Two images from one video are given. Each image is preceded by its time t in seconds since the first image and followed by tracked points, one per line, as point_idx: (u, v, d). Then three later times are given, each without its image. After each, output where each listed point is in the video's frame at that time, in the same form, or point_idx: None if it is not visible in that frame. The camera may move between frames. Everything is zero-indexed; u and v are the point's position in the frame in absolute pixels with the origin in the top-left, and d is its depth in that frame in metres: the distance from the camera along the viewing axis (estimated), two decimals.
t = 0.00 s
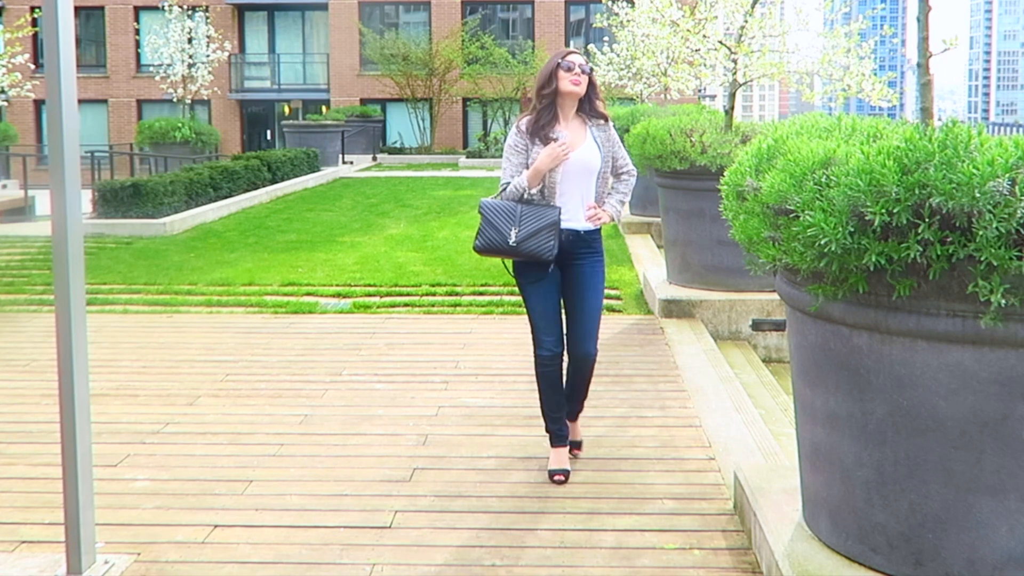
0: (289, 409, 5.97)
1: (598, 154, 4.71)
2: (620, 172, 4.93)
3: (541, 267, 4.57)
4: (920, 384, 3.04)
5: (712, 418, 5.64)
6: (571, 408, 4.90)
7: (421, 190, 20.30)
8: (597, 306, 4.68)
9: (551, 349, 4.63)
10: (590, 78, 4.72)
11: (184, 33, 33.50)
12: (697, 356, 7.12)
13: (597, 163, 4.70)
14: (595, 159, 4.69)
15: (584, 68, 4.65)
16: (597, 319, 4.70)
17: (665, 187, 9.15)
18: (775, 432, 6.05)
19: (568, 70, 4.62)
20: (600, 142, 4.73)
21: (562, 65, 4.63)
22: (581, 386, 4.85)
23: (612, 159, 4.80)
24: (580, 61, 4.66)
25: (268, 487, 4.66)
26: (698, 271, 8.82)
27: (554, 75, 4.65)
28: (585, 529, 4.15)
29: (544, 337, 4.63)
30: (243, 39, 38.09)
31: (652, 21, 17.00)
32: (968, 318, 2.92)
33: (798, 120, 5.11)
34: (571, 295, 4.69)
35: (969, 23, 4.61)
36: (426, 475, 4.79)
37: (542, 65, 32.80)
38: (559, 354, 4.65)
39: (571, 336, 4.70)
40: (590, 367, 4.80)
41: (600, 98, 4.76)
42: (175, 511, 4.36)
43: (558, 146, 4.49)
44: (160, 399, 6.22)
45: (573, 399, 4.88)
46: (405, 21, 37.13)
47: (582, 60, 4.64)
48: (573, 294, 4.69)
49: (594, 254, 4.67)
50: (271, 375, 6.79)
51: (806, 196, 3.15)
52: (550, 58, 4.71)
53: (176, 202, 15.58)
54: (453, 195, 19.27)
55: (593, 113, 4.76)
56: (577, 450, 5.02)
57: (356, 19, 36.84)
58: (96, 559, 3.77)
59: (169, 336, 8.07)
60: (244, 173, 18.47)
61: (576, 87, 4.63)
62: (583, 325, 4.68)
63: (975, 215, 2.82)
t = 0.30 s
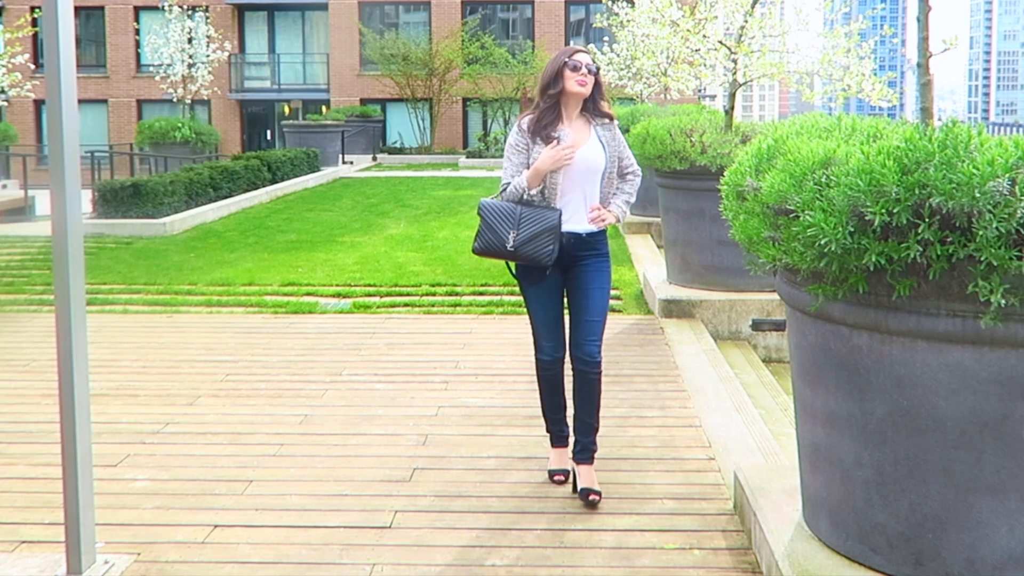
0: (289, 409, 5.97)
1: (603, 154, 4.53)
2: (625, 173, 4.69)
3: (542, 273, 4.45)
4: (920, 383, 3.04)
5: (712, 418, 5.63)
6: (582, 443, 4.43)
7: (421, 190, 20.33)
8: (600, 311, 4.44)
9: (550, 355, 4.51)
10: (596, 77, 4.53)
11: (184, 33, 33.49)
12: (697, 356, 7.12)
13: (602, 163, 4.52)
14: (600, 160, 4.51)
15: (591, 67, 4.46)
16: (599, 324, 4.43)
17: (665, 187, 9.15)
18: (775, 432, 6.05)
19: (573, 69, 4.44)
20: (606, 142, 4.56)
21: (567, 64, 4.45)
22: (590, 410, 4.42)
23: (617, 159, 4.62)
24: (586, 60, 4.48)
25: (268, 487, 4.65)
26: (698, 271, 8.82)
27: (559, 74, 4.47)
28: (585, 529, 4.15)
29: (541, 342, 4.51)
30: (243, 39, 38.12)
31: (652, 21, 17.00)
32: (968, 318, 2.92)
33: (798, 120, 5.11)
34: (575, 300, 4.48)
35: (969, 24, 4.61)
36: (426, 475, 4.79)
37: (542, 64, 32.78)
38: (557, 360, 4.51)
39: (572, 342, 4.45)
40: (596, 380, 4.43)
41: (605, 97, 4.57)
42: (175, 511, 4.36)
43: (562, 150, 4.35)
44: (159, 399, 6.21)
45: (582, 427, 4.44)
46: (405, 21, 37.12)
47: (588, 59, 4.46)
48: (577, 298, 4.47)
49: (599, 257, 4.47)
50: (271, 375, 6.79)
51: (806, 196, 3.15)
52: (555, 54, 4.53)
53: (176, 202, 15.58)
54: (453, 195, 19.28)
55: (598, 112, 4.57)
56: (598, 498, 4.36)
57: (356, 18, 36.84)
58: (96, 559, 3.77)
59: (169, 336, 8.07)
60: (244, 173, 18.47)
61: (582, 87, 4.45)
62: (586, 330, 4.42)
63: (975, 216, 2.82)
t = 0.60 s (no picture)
0: (289, 409, 5.97)
1: (611, 161, 4.42)
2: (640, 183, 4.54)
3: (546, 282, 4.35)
4: (920, 383, 3.04)
5: (712, 418, 5.63)
6: (573, 457, 4.27)
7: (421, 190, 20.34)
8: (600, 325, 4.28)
9: (554, 367, 4.45)
10: (606, 81, 4.44)
11: (184, 33, 33.46)
12: (697, 356, 7.12)
13: (609, 170, 4.41)
14: (606, 166, 4.40)
15: (600, 70, 4.38)
16: (599, 339, 4.27)
17: (665, 187, 9.16)
18: (775, 432, 6.05)
19: (581, 71, 4.37)
20: (615, 148, 4.44)
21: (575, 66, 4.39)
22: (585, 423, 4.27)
23: (629, 165, 4.50)
24: (596, 62, 4.40)
25: (268, 487, 4.66)
26: (698, 271, 8.82)
27: (567, 77, 4.40)
28: (585, 529, 4.15)
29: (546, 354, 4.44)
30: (243, 39, 38.10)
31: (652, 21, 17.00)
32: (968, 318, 2.92)
33: (798, 120, 5.11)
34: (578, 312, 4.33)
35: (969, 24, 4.62)
36: (425, 475, 4.79)
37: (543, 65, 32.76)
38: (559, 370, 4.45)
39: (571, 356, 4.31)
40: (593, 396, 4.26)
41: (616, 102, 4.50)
42: (175, 511, 4.36)
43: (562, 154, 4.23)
44: (159, 399, 6.21)
45: (574, 440, 4.28)
46: (405, 21, 37.11)
47: (597, 62, 4.38)
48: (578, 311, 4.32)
49: (602, 267, 4.33)
50: (270, 375, 6.79)
51: (806, 196, 3.15)
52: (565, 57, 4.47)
53: (177, 202, 15.58)
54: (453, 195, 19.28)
55: (608, 117, 4.48)
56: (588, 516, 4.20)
57: (356, 18, 36.83)
58: (96, 559, 3.77)
59: (169, 336, 8.07)
60: (244, 173, 18.47)
61: (589, 90, 4.37)
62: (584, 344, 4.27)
63: (975, 216, 2.82)
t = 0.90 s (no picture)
0: (289, 409, 5.97)
1: (623, 159, 4.26)
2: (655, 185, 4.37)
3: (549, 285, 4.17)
4: (919, 383, 3.04)
5: (712, 418, 5.64)
6: (578, 459, 4.26)
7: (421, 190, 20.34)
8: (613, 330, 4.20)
9: (559, 382, 4.24)
10: (618, 78, 4.29)
11: (184, 33, 33.45)
12: (697, 356, 7.12)
13: (620, 169, 4.24)
14: (617, 165, 4.23)
15: (613, 67, 4.23)
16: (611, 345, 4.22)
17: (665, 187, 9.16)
18: (775, 432, 6.05)
19: (592, 67, 4.22)
20: (627, 147, 4.29)
21: (586, 61, 4.23)
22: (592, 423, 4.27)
23: (642, 165, 4.33)
24: (609, 59, 4.25)
25: (268, 487, 4.65)
26: (698, 271, 8.82)
27: (580, 73, 4.24)
28: (585, 529, 4.15)
29: (550, 368, 4.23)
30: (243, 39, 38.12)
31: (652, 21, 17.00)
32: (968, 318, 2.92)
33: (799, 120, 5.12)
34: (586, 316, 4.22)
35: (969, 23, 4.62)
36: (425, 475, 4.79)
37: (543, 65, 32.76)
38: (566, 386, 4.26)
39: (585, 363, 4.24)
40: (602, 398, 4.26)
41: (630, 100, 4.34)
42: (175, 511, 4.36)
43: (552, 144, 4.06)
44: (159, 399, 6.21)
45: (579, 442, 4.28)
46: (405, 21, 37.09)
47: (610, 59, 4.23)
48: (588, 316, 4.22)
49: (615, 271, 4.18)
50: (270, 375, 6.79)
51: (806, 196, 3.15)
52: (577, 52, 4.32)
53: (176, 202, 15.58)
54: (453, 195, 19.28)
55: (619, 116, 4.33)
56: (590, 516, 4.22)
57: (356, 18, 36.84)
58: (96, 559, 3.77)
59: (169, 336, 8.07)
60: (244, 173, 18.47)
61: (603, 88, 4.21)
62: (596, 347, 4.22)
63: (974, 216, 2.82)
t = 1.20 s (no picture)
0: (289, 409, 5.97)
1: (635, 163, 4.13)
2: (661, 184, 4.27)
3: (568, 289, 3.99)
4: (920, 383, 3.04)
5: (712, 417, 5.64)
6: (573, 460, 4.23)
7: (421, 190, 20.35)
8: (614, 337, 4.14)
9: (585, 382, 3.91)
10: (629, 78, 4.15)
11: (184, 33, 33.44)
12: (697, 356, 7.12)
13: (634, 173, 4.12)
14: (630, 169, 4.10)
15: (626, 68, 4.10)
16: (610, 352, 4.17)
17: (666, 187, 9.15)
18: (775, 432, 6.05)
19: (609, 68, 4.06)
20: (637, 150, 4.16)
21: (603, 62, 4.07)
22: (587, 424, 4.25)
23: (650, 165, 4.23)
24: (621, 59, 4.10)
25: (268, 487, 4.65)
26: (698, 271, 8.82)
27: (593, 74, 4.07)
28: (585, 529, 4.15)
29: (576, 367, 3.90)
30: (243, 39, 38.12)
31: (652, 21, 16.99)
32: (968, 318, 2.92)
33: (799, 120, 5.12)
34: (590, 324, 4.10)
35: (969, 24, 4.62)
36: (425, 475, 4.79)
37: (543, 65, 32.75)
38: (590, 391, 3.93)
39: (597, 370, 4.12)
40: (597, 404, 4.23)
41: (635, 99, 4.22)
42: (175, 511, 4.36)
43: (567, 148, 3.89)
44: (159, 399, 6.21)
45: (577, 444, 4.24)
46: (405, 21, 37.08)
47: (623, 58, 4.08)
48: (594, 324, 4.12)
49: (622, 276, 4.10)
50: (270, 375, 6.79)
51: (806, 196, 3.15)
52: (585, 49, 4.14)
53: (177, 202, 15.58)
54: (453, 195, 19.28)
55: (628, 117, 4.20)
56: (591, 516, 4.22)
57: (356, 18, 36.84)
58: (95, 559, 3.77)
59: (169, 336, 8.07)
60: (244, 173, 18.47)
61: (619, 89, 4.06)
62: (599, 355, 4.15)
63: (974, 216, 2.81)
